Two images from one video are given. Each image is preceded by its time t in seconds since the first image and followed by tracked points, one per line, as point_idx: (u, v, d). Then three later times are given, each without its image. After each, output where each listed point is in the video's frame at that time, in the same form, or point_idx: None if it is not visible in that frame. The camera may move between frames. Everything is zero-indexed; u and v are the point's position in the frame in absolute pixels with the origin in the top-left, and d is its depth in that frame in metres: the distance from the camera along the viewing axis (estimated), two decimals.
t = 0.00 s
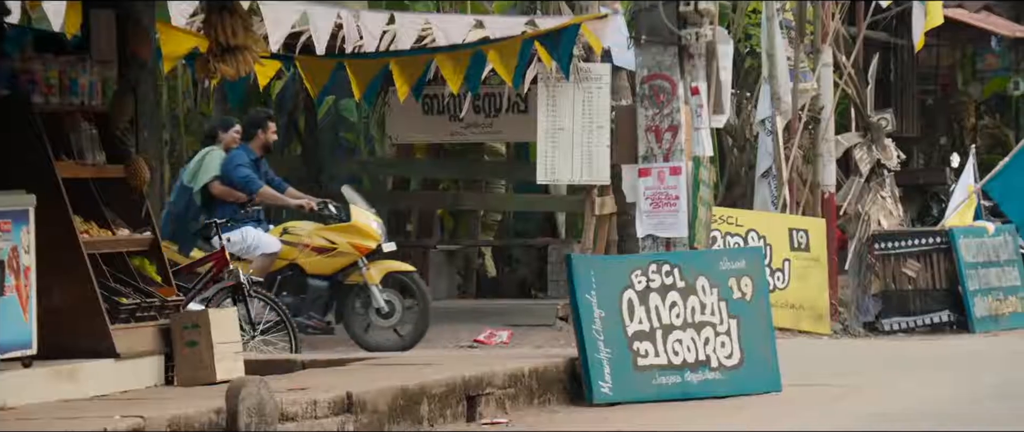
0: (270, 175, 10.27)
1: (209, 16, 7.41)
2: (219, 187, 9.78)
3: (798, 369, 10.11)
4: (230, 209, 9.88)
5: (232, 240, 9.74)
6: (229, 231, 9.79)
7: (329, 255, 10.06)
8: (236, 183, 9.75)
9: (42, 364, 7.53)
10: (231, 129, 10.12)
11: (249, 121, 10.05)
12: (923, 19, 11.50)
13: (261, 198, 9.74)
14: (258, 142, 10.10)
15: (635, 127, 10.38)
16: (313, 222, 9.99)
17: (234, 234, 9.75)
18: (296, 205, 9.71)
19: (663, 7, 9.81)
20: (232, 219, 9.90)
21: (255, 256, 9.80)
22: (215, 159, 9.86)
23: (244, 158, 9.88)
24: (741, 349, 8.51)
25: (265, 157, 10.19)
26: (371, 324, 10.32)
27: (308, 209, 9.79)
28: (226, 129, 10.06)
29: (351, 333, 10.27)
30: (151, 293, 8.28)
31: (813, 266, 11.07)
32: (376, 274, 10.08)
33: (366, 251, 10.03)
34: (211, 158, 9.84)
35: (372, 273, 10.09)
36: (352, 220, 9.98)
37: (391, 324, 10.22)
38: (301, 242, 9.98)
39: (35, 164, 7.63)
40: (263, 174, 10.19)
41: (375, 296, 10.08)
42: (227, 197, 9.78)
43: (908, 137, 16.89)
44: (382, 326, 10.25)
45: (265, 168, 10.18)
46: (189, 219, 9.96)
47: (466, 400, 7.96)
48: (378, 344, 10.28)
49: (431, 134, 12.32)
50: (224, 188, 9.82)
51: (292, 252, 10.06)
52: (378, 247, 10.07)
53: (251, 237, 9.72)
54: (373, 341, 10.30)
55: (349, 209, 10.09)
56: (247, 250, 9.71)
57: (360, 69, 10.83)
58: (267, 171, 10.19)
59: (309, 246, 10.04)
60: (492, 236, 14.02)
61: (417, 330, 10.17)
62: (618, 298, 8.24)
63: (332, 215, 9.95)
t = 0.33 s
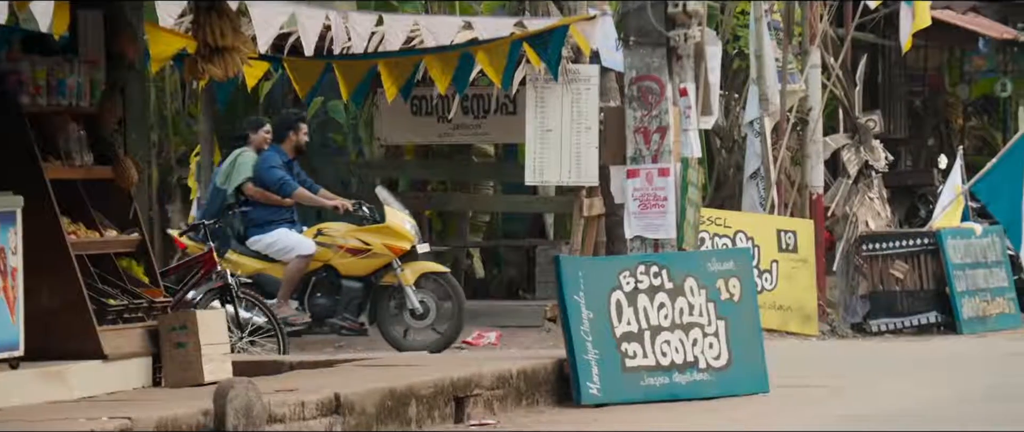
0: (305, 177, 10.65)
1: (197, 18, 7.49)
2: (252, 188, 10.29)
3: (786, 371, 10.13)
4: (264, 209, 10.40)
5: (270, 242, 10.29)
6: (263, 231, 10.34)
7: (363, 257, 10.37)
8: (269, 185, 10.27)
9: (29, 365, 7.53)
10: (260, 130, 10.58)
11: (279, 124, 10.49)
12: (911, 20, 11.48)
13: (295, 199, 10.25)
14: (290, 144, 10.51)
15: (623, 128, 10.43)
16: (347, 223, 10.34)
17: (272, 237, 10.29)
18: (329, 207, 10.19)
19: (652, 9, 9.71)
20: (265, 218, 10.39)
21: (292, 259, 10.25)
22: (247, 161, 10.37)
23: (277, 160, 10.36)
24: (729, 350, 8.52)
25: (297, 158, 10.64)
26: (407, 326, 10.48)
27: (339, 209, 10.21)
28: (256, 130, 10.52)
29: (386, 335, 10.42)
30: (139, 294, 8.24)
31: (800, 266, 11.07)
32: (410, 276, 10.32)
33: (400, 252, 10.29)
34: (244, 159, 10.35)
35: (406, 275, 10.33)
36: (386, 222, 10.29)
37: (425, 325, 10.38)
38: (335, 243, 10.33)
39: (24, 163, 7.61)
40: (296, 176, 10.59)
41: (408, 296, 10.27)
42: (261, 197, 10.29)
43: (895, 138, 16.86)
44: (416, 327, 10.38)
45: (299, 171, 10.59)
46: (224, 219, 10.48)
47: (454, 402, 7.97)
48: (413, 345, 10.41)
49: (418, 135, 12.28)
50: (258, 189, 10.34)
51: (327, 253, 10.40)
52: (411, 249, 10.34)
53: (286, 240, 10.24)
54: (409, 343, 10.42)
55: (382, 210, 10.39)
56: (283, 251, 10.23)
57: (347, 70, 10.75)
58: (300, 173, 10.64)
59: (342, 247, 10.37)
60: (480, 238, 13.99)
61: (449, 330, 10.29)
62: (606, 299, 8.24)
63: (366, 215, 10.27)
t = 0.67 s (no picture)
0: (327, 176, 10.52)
1: (170, 19, 7.44)
2: (275, 187, 10.13)
3: (762, 372, 10.13)
4: (286, 210, 10.24)
5: (294, 241, 10.11)
6: (286, 231, 10.17)
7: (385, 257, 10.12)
8: (292, 185, 10.15)
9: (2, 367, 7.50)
10: (281, 129, 10.35)
11: (301, 123, 10.38)
12: (886, 22, 11.52)
13: (318, 199, 10.14)
14: (312, 144, 10.39)
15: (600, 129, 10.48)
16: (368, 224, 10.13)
17: (296, 237, 10.11)
18: (353, 206, 10.07)
19: (626, 10, 9.70)
20: (287, 218, 10.23)
21: (316, 259, 10.06)
22: (269, 161, 10.12)
23: (300, 159, 10.27)
24: (703, 351, 8.53)
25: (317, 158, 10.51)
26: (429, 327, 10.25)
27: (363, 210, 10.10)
28: (278, 129, 10.31)
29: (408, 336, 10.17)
30: (112, 296, 8.24)
31: (775, 268, 11.10)
32: (432, 276, 10.06)
33: (421, 252, 10.06)
34: (266, 159, 10.11)
35: (429, 275, 10.07)
36: (409, 222, 10.05)
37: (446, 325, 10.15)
38: (358, 244, 10.08)
39: None
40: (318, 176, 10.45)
41: (429, 297, 10.04)
42: (284, 198, 10.15)
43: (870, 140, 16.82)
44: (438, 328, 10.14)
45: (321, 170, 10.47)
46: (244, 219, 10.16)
47: (429, 403, 7.95)
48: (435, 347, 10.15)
49: (393, 136, 12.25)
50: (280, 189, 10.18)
51: (348, 254, 10.14)
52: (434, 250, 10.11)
53: (309, 240, 10.06)
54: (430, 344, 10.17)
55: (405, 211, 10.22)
56: (308, 251, 10.04)
57: (322, 72, 10.72)
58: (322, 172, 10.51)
59: (364, 248, 10.12)
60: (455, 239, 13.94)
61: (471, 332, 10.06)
62: (581, 300, 8.25)
63: (388, 217, 10.19)
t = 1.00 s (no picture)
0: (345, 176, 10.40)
1: (140, 19, 7.39)
2: (293, 187, 10.04)
3: (733, 372, 10.15)
4: (304, 209, 10.14)
5: (312, 240, 10.04)
6: (303, 230, 10.09)
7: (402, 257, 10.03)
8: (310, 183, 10.04)
9: None
10: (300, 130, 10.33)
11: (320, 123, 10.24)
12: (855, 23, 11.56)
13: (335, 197, 10.00)
14: (332, 144, 10.24)
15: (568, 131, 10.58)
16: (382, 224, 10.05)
17: (313, 236, 10.04)
18: (369, 205, 9.90)
19: (597, 10, 9.97)
20: (305, 217, 10.13)
21: (334, 258, 9.99)
22: (287, 160, 10.11)
23: (320, 158, 10.15)
24: (673, 351, 8.54)
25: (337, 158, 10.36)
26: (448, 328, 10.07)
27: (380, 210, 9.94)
28: (296, 129, 10.28)
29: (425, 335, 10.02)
30: (81, 297, 8.24)
31: (744, 268, 11.08)
32: (448, 275, 9.92)
33: (439, 251, 9.92)
34: (283, 159, 10.09)
35: (445, 274, 9.94)
36: (426, 222, 9.92)
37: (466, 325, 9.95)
38: (376, 243, 10.01)
39: None
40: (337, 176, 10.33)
41: (446, 296, 9.88)
42: (301, 197, 10.03)
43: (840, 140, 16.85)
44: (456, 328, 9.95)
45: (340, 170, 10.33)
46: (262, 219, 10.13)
47: (400, 404, 7.94)
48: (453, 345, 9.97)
49: (364, 137, 12.22)
50: (298, 188, 10.08)
51: (367, 253, 10.08)
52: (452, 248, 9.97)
53: (328, 238, 9.98)
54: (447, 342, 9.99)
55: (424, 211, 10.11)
56: (326, 249, 9.98)
57: (293, 71, 10.70)
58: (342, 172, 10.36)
59: (382, 247, 10.03)
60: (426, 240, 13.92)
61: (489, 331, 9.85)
62: (551, 301, 8.26)
63: (405, 215, 10.06)
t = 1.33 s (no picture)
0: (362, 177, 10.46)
1: (106, 19, 7.33)
2: (311, 190, 10.09)
3: (703, 374, 10.17)
4: (321, 211, 10.19)
5: (329, 242, 10.07)
6: (321, 232, 10.14)
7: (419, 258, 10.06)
8: (326, 185, 10.11)
9: None
10: (317, 131, 10.45)
11: (340, 125, 10.30)
12: (823, 26, 11.61)
13: (351, 200, 10.07)
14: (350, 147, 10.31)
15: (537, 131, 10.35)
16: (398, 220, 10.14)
17: (332, 237, 10.06)
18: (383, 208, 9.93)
19: (566, 12, 9.88)
20: (322, 219, 10.19)
21: (352, 260, 10.03)
22: (306, 162, 10.14)
23: (336, 159, 10.20)
24: (643, 353, 8.54)
25: (354, 159, 10.45)
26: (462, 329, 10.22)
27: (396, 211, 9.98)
28: (314, 131, 10.37)
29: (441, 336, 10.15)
30: (48, 299, 8.28)
31: (713, 270, 11.11)
32: (465, 277, 10.01)
33: (456, 253, 9.99)
34: (302, 161, 10.13)
35: (462, 276, 10.02)
36: (443, 223, 9.99)
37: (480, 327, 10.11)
38: (393, 245, 10.03)
39: None
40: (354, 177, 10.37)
41: (464, 298, 10.02)
42: (318, 200, 10.07)
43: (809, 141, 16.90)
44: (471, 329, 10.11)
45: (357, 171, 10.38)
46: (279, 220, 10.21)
47: (369, 406, 7.88)
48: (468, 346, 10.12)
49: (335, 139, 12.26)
50: (316, 190, 10.13)
51: (384, 255, 10.09)
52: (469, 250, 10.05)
53: (346, 241, 10.01)
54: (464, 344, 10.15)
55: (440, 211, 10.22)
56: (344, 251, 10.01)
57: (260, 73, 10.68)
58: (358, 174, 10.44)
59: (399, 248, 10.06)
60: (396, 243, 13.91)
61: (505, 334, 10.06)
62: (521, 303, 8.26)
63: (422, 217, 10.13)
